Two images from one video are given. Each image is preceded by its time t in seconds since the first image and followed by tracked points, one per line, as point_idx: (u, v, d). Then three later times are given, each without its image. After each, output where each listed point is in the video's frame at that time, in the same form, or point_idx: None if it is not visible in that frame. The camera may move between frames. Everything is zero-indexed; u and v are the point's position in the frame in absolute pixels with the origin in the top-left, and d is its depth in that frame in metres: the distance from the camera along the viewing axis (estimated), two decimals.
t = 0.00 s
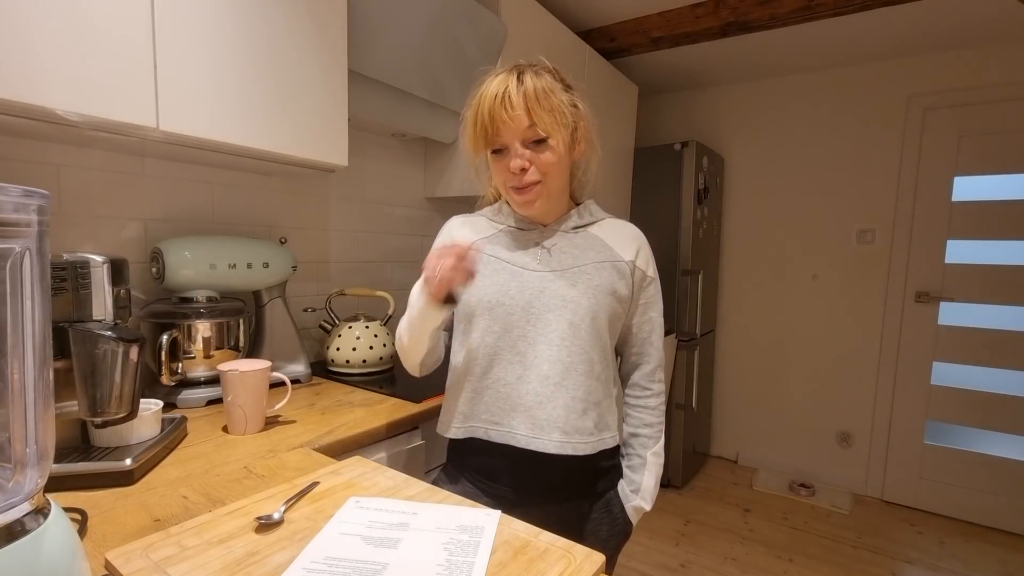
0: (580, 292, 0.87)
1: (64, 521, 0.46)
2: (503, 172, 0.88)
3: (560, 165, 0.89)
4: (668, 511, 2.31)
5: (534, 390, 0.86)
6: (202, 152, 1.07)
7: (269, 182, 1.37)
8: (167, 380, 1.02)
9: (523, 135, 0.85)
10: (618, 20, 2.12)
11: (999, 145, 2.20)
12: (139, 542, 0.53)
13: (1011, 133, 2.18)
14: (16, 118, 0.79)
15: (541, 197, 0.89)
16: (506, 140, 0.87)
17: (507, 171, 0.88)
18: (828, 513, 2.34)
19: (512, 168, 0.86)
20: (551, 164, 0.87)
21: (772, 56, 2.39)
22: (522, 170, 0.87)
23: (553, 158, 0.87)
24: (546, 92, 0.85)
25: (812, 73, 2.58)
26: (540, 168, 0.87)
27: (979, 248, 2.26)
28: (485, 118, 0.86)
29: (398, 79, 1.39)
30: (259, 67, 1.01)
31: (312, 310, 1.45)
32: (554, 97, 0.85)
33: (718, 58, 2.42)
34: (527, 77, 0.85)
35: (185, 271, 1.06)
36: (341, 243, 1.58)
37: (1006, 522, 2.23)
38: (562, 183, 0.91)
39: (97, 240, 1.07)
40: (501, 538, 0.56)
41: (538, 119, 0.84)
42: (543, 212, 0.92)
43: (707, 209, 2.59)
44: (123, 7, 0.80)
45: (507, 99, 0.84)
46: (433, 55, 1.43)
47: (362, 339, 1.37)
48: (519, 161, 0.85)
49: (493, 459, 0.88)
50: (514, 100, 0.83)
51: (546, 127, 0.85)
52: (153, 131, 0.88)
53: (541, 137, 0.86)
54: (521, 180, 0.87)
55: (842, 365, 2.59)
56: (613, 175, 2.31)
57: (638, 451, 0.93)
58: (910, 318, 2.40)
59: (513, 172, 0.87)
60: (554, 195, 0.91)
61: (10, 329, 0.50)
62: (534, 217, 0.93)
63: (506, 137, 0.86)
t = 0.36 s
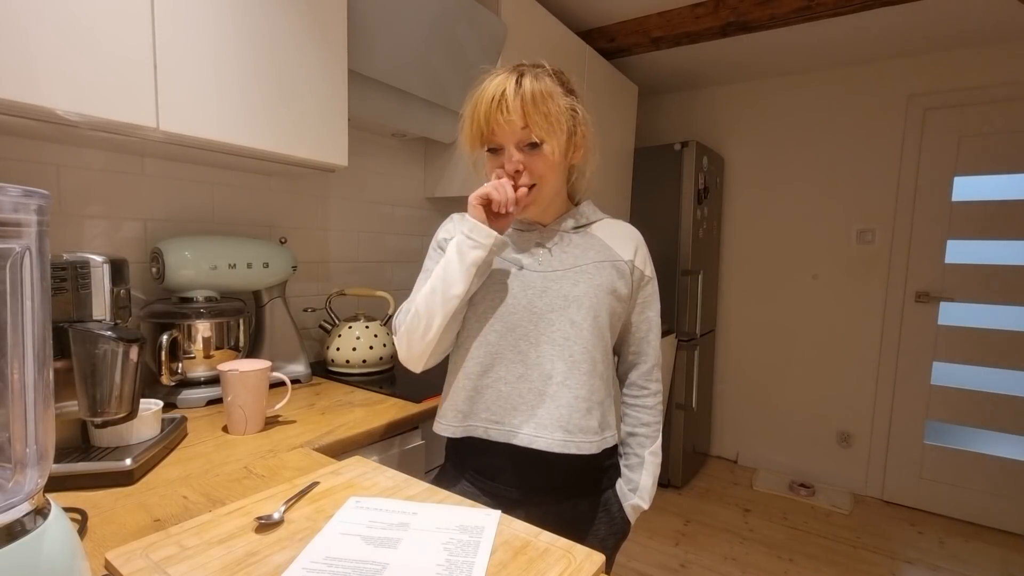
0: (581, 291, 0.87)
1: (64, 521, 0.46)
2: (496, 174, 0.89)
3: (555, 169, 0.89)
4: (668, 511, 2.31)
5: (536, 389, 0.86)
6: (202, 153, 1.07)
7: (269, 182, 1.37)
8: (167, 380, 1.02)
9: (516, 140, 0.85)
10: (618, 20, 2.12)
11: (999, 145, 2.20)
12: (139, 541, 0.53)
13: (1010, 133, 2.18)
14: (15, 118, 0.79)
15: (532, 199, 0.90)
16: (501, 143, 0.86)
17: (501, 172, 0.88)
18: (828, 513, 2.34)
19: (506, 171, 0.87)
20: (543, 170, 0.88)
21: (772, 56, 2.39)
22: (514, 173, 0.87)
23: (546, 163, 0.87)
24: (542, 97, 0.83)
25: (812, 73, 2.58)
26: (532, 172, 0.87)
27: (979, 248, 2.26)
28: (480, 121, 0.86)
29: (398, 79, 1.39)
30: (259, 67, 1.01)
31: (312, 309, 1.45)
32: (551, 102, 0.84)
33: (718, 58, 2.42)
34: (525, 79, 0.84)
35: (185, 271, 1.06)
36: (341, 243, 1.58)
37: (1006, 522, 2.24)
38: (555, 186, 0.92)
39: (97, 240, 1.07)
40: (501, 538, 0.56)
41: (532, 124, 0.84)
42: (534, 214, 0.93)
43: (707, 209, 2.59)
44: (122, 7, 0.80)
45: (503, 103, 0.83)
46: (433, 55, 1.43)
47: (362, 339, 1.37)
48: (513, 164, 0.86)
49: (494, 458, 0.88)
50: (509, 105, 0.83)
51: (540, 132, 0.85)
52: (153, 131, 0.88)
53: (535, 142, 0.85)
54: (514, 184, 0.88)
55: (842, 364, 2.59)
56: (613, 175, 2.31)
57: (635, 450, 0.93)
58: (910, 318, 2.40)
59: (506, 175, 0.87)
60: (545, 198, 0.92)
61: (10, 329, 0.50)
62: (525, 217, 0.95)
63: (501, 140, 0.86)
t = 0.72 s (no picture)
0: (584, 293, 0.87)
1: (64, 521, 0.46)
2: (523, 167, 0.86)
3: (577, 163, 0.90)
4: (668, 511, 2.31)
5: (540, 391, 0.86)
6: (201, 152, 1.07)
7: (269, 182, 1.37)
8: (167, 380, 1.02)
9: (548, 129, 0.85)
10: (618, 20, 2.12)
11: (999, 144, 2.20)
12: (139, 541, 0.53)
13: (1010, 133, 2.18)
14: (15, 118, 0.79)
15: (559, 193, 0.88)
16: (530, 134, 0.85)
17: (529, 166, 0.86)
18: (828, 513, 2.34)
19: (537, 163, 0.84)
20: (572, 161, 0.88)
21: (772, 56, 2.39)
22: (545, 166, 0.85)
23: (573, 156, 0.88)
24: (570, 90, 0.86)
25: (812, 73, 2.58)
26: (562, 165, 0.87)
27: (979, 248, 2.26)
28: (511, 109, 0.84)
29: (398, 79, 1.39)
30: (259, 67, 1.01)
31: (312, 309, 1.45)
32: (576, 96, 0.87)
33: (718, 58, 2.42)
34: (552, 73, 0.86)
35: (185, 271, 1.06)
36: (341, 243, 1.58)
37: (1007, 522, 2.23)
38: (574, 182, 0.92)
39: (97, 240, 1.07)
40: (501, 538, 0.56)
41: (564, 115, 0.85)
42: (555, 211, 0.92)
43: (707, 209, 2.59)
44: (122, 6, 0.80)
45: (534, 95, 0.83)
46: (433, 56, 1.43)
47: (362, 339, 1.37)
48: (546, 155, 0.84)
49: (495, 460, 0.88)
50: (545, 93, 0.83)
51: (570, 124, 0.86)
52: (153, 131, 0.88)
53: (564, 134, 0.86)
54: (545, 176, 0.85)
55: (841, 364, 2.59)
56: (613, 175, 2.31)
57: (636, 451, 0.93)
58: (910, 318, 2.40)
59: (536, 167, 0.85)
60: (567, 193, 0.91)
61: (11, 328, 0.50)
62: (543, 215, 0.92)
63: (531, 131, 0.85)
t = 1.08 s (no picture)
0: (579, 292, 0.86)
1: (64, 521, 0.46)
2: (510, 162, 0.88)
3: (567, 167, 0.90)
4: (668, 511, 2.31)
5: (536, 392, 0.86)
6: (201, 152, 1.07)
7: (269, 182, 1.37)
8: (167, 380, 1.02)
9: (540, 131, 0.85)
10: (618, 20, 2.12)
11: (999, 145, 2.20)
12: (139, 541, 0.53)
13: (1010, 133, 2.18)
14: (15, 118, 0.79)
15: (541, 193, 0.89)
16: (521, 132, 0.85)
17: (515, 160, 0.87)
18: (827, 513, 2.34)
19: (522, 161, 0.86)
20: (559, 165, 0.88)
21: (772, 56, 2.39)
22: (529, 165, 0.86)
23: (562, 160, 0.88)
24: (570, 95, 0.85)
25: (812, 73, 2.58)
26: (548, 167, 0.87)
27: (979, 248, 2.26)
28: (505, 104, 0.84)
29: (398, 79, 1.40)
30: (260, 66, 1.01)
31: (312, 309, 1.45)
32: (577, 101, 0.86)
33: (718, 58, 2.42)
34: (555, 75, 0.85)
35: (185, 271, 1.06)
36: (341, 242, 1.58)
37: (1007, 521, 2.24)
38: (563, 185, 0.92)
39: (97, 240, 1.07)
40: (501, 538, 0.56)
41: (558, 119, 0.85)
42: (538, 210, 0.92)
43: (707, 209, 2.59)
44: (123, 6, 0.80)
45: (531, 95, 0.83)
46: (433, 56, 1.44)
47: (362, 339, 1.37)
48: (532, 155, 0.85)
49: (495, 461, 0.88)
50: (540, 95, 0.83)
51: (563, 129, 0.86)
52: (153, 131, 0.88)
53: (555, 138, 0.86)
54: (528, 174, 0.87)
55: (841, 364, 2.59)
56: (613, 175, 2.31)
57: (637, 452, 0.93)
58: (910, 318, 2.40)
59: (521, 164, 0.86)
60: (553, 194, 0.91)
61: (11, 328, 0.50)
62: (526, 213, 0.93)
63: (523, 129, 0.85)
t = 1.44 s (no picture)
0: (579, 294, 0.86)
1: (64, 521, 0.46)
2: (516, 158, 0.87)
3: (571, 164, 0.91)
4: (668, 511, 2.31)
5: (538, 395, 0.86)
6: (201, 153, 1.07)
7: (269, 182, 1.37)
8: (167, 380, 1.01)
9: (546, 128, 0.86)
10: (618, 20, 2.12)
11: (999, 144, 2.20)
12: (139, 542, 0.53)
13: (1010, 133, 2.18)
14: (15, 118, 0.79)
15: (547, 191, 0.90)
16: (527, 130, 0.86)
17: (521, 159, 0.87)
18: (828, 513, 2.34)
19: (530, 158, 0.86)
20: (567, 162, 0.88)
21: (772, 56, 2.38)
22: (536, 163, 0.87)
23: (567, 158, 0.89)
24: (574, 92, 0.87)
25: (812, 73, 2.58)
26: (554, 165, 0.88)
27: (979, 248, 2.26)
28: (512, 99, 0.85)
29: (398, 79, 1.40)
30: (260, 66, 1.01)
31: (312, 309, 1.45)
32: (580, 98, 0.88)
33: (718, 57, 2.42)
34: (559, 73, 0.87)
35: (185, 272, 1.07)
36: (341, 243, 1.58)
37: (1007, 522, 2.23)
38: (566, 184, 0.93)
39: (97, 240, 1.07)
40: (501, 538, 0.56)
41: (563, 117, 0.86)
42: (543, 210, 0.93)
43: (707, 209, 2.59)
44: (122, 6, 0.80)
45: (537, 92, 0.84)
46: (433, 56, 1.44)
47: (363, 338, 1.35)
48: (539, 152, 0.85)
49: (497, 463, 0.88)
50: (546, 92, 0.84)
51: (569, 126, 0.87)
52: (153, 131, 0.88)
53: (560, 136, 0.88)
54: (535, 172, 0.87)
55: (841, 364, 2.59)
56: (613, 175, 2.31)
57: (637, 452, 0.93)
58: (910, 318, 2.40)
59: (528, 162, 0.87)
60: (559, 193, 0.92)
61: (11, 328, 0.50)
62: (530, 213, 0.93)
63: (528, 127, 0.86)
